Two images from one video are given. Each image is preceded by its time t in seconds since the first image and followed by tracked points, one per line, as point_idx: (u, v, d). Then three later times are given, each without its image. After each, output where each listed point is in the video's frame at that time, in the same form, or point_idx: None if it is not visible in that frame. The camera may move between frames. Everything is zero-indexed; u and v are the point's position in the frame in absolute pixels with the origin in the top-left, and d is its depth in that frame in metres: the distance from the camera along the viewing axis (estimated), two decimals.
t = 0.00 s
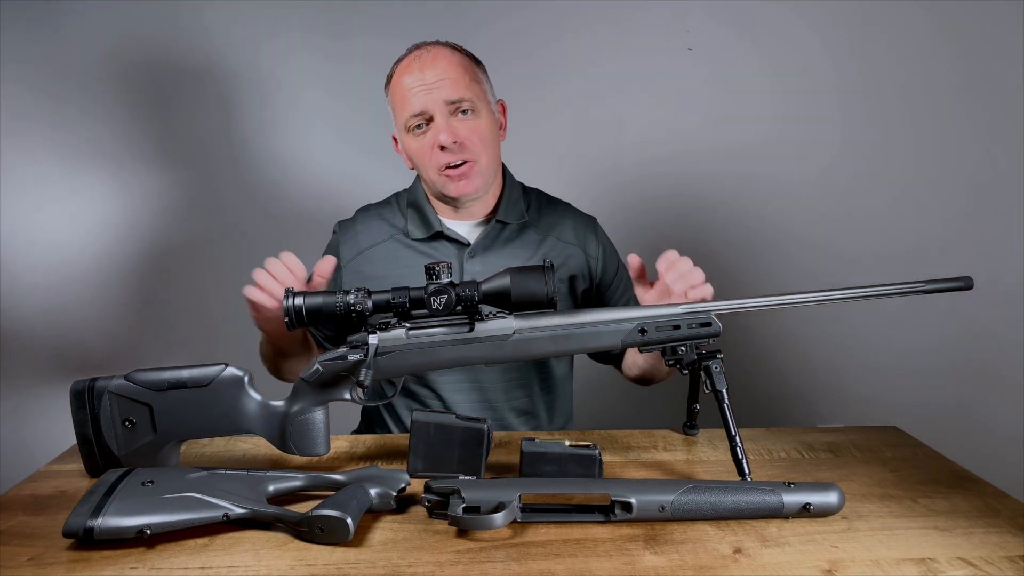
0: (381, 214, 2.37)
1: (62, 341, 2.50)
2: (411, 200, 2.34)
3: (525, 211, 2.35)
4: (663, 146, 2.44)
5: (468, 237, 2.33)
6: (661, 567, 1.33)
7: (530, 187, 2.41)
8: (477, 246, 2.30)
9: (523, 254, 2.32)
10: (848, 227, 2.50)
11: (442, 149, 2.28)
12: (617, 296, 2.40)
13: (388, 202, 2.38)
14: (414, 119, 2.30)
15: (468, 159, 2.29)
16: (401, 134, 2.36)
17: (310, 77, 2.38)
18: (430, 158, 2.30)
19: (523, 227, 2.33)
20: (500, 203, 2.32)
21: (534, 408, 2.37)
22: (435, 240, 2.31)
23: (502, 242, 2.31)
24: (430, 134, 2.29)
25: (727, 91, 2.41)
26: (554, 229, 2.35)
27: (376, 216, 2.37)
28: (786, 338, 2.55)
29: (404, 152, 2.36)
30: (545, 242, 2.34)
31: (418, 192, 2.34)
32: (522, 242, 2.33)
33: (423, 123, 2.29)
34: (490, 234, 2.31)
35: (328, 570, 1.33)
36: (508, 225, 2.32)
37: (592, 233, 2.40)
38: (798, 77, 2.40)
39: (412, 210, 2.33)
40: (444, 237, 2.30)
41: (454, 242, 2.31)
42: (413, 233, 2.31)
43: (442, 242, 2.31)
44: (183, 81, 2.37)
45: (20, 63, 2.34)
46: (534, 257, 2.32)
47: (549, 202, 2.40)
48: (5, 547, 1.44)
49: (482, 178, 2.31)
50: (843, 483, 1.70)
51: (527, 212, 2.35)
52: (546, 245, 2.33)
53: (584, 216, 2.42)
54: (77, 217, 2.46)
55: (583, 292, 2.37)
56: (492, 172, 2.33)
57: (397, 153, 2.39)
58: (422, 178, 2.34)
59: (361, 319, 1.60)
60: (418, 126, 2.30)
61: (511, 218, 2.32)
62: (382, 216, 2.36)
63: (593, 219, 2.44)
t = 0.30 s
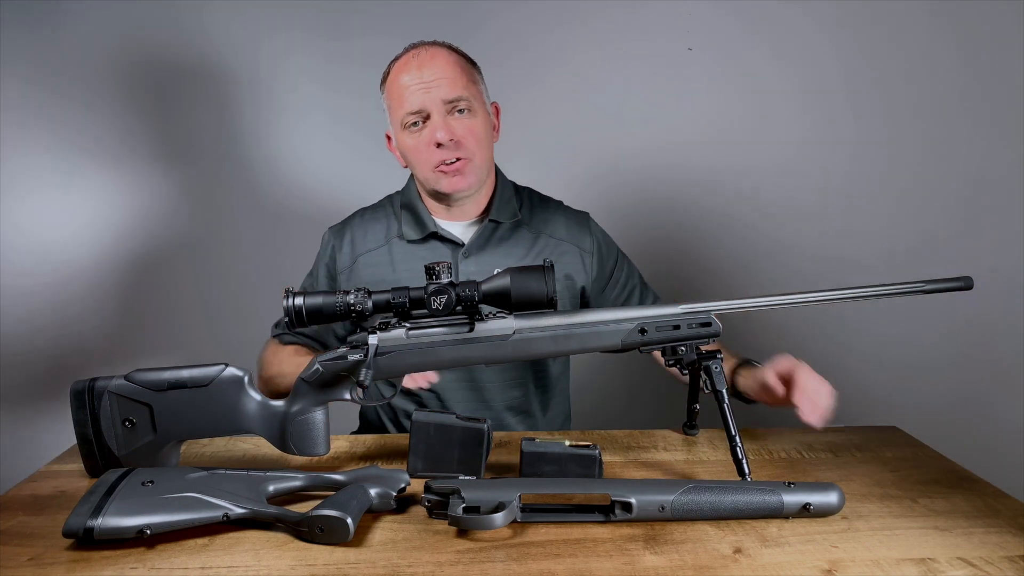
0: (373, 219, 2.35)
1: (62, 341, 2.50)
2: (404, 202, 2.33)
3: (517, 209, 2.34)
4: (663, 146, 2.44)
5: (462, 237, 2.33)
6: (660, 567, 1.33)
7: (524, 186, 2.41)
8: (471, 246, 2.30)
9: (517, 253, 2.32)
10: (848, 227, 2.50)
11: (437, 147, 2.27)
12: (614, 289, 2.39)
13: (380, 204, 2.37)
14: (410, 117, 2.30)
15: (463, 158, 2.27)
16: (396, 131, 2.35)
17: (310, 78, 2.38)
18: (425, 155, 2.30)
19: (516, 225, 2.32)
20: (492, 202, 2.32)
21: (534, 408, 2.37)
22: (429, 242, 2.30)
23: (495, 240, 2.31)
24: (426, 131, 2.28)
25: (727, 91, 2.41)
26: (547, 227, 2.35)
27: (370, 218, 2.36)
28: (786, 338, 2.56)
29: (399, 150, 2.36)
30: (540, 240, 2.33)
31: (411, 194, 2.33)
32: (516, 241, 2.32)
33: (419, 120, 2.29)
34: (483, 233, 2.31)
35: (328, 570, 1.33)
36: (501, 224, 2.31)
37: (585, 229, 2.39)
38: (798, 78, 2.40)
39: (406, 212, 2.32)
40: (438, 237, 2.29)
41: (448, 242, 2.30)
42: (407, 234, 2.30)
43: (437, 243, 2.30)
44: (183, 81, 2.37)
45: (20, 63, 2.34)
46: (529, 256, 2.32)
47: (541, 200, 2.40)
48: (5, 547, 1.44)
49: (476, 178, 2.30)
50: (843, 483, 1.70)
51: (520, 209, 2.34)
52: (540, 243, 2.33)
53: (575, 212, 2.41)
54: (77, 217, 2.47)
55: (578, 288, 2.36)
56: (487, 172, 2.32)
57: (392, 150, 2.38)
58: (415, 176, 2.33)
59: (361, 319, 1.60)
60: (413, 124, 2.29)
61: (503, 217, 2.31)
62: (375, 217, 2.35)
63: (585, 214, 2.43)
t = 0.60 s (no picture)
0: (375, 216, 2.35)
1: (62, 341, 2.50)
2: (405, 200, 2.34)
3: (517, 208, 2.35)
4: (664, 146, 2.44)
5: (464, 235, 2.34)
6: (660, 567, 1.33)
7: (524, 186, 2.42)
8: (472, 244, 2.32)
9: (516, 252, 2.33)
10: (849, 227, 2.50)
11: (432, 146, 2.30)
12: (614, 278, 2.38)
13: (380, 201, 2.38)
14: (406, 117, 2.32)
15: (458, 156, 2.29)
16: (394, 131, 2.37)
17: (310, 77, 2.38)
18: (422, 154, 2.32)
19: (516, 222, 2.34)
20: (492, 201, 2.33)
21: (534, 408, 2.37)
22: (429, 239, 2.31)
23: (495, 239, 2.32)
24: (421, 131, 2.31)
25: (727, 90, 2.41)
26: (545, 225, 2.35)
27: (374, 214, 2.36)
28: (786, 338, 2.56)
29: (396, 150, 2.38)
30: (538, 237, 2.34)
31: (411, 192, 2.34)
32: (515, 240, 2.33)
33: (415, 120, 2.31)
34: (483, 232, 2.32)
35: (328, 570, 1.33)
36: (501, 222, 2.32)
37: (582, 224, 2.39)
38: (798, 77, 2.40)
39: (406, 209, 2.33)
40: (439, 234, 2.30)
41: (450, 239, 2.32)
42: (409, 232, 2.31)
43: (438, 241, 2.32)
44: (183, 81, 2.37)
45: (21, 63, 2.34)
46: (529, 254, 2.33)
47: (538, 198, 2.40)
48: (5, 547, 1.44)
49: (472, 176, 2.31)
50: (843, 483, 1.70)
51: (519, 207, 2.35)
52: (539, 241, 2.34)
53: (569, 208, 2.41)
54: (77, 216, 2.46)
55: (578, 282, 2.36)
56: (483, 170, 2.33)
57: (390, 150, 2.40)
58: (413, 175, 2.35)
59: (361, 319, 1.60)
60: (410, 124, 2.32)
61: (504, 216, 2.32)
62: (379, 214, 2.35)
63: (582, 210, 2.42)
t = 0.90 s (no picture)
0: (384, 217, 2.35)
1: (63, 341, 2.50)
2: (411, 200, 2.34)
3: (523, 211, 2.36)
4: (664, 146, 2.44)
5: (473, 239, 2.34)
6: (660, 567, 1.33)
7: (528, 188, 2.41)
8: (481, 248, 2.33)
9: (522, 256, 2.34)
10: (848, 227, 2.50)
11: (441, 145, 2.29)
12: (620, 274, 2.38)
13: (384, 202, 2.38)
14: (416, 115, 2.32)
15: (467, 156, 2.29)
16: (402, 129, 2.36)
17: (310, 77, 2.38)
18: (430, 153, 2.31)
19: (522, 226, 2.35)
20: (501, 204, 2.34)
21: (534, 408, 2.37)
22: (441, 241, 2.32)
23: (503, 242, 2.34)
24: (431, 129, 2.30)
25: (726, 90, 2.41)
26: (549, 228, 2.36)
27: (383, 215, 2.35)
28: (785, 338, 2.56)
29: (403, 150, 2.36)
30: (544, 241, 2.35)
31: (418, 192, 2.33)
32: (520, 244, 2.34)
33: (424, 118, 2.31)
34: (492, 236, 2.33)
35: (328, 570, 1.33)
36: (508, 226, 2.34)
37: (586, 225, 2.40)
38: (797, 77, 2.41)
39: (415, 209, 2.33)
40: (449, 236, 2.32)
41: (461, 242, 2.33)
42: (421, 233, 2.31)
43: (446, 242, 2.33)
44: (184, 81, 2.37)
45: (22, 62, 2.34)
46: (535, 257, 2.34)
47: (543, 201, 2.40)
48: (5, 547, 1.44)
49: (480, 177, 2.32)
50: (843, 483, 1.70)
51: (525, 211, 2.36)
52: (544, 244, 2.35)
53: (570, 207, 2.41)
54: (77, 216, 2.46)
55: (582, 280, 2.37)
56: (491, 171, 2.33)
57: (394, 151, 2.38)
58: (420, 175, 2.33)
59: (361, 319, 1.60)
60: (419, 122, 2.31)
61: (511, 219, 2.34)
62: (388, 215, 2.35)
63: (583, 210, 2.42)
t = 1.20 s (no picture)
0: (380, 219, 2.34)
1: (61, 342, 2.49)
2: (406, 204, 2.33)
3: (523, 217, 2.35)
4: (664, 146, 2.43)
5: (469, 247, 2.33)
6: (660, 567, 1.33)
7: (527, 190, 2.40)
8: (477, 256, 2.33)
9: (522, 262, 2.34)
10: (849, 227, 2.49)
11: (446, 155, 2.25)
12: (620, 280, 2.38)
13: (381, 202, 2.37)
14: (422, 121, 2.27)
15: (472, 169, 2.27)
16: (405, 133, 2.31)
17: (309, 77, 2.36)
18: (433, 161, 2.27)
19: (522, 233, 2.33)
20: (500, 211, 2.32)
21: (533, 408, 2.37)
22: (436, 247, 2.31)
23: (502, 249, 2.33)
24: (436, 137, 2.25)
25: (726, 90, 2.40)
26: (548, 234, 2.35)
27: (379, 218, 2.34)
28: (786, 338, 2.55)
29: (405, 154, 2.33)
30: (543, 246, 2.34)
31: (414, 196, 2.32)
32: (520, 251, 2.34)
33: (430, 125, 2.26)
34: (490, 244, 2.32)
35: (328, 570, 1.33)
36: (508, 233, 2.32)
37: (584, 228, 2.39)
38: (798, 77, 2.40)
39: (411, 214, 2.32)
40: (444, 244, 2.31)
41: (457, 250, 2.32)
42: (415, 239, 2.29)
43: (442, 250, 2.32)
44: (183, 81, 2.36)
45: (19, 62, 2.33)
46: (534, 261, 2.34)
47: (541, 204, 2.39)
48: (5, 547, 1.44)
49: (482, 191, 2.30)
50: (843, 483, 1.70)
51: (525, 216, 2.35)
52: (544, 249, 2.34)
53: (569, 208, 2.41)
54: (74, 216, 2.44)
55: (582, 282, 2.37)
56: (494, 184, 2.31)
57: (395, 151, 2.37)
58: (420, 181, 2.30)
59: (361, 319, 1.60)
60: (424, 128, 2.26)
61: (510, 227, 2.32)
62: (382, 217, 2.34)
63: (582, 211, 2.42)
